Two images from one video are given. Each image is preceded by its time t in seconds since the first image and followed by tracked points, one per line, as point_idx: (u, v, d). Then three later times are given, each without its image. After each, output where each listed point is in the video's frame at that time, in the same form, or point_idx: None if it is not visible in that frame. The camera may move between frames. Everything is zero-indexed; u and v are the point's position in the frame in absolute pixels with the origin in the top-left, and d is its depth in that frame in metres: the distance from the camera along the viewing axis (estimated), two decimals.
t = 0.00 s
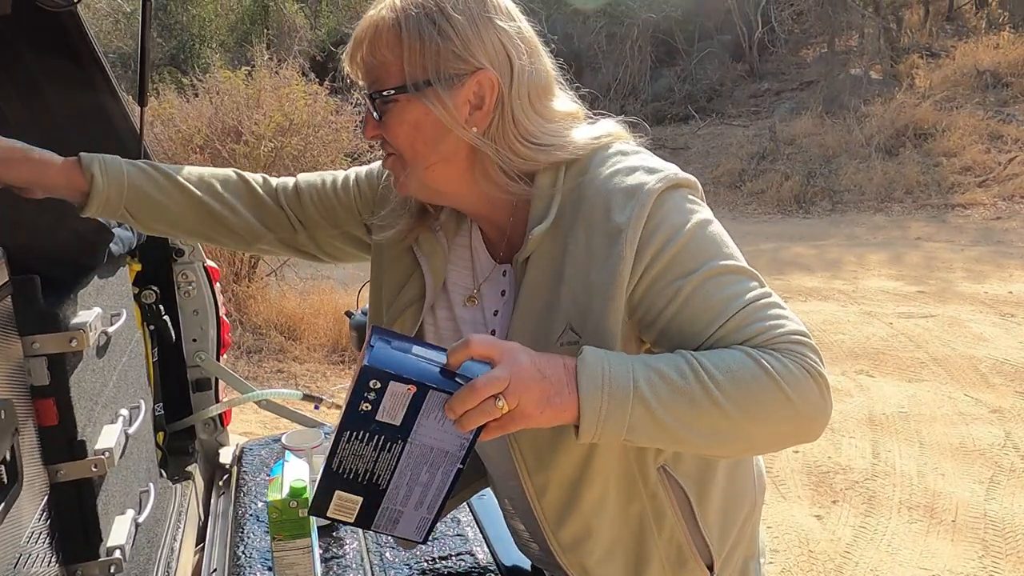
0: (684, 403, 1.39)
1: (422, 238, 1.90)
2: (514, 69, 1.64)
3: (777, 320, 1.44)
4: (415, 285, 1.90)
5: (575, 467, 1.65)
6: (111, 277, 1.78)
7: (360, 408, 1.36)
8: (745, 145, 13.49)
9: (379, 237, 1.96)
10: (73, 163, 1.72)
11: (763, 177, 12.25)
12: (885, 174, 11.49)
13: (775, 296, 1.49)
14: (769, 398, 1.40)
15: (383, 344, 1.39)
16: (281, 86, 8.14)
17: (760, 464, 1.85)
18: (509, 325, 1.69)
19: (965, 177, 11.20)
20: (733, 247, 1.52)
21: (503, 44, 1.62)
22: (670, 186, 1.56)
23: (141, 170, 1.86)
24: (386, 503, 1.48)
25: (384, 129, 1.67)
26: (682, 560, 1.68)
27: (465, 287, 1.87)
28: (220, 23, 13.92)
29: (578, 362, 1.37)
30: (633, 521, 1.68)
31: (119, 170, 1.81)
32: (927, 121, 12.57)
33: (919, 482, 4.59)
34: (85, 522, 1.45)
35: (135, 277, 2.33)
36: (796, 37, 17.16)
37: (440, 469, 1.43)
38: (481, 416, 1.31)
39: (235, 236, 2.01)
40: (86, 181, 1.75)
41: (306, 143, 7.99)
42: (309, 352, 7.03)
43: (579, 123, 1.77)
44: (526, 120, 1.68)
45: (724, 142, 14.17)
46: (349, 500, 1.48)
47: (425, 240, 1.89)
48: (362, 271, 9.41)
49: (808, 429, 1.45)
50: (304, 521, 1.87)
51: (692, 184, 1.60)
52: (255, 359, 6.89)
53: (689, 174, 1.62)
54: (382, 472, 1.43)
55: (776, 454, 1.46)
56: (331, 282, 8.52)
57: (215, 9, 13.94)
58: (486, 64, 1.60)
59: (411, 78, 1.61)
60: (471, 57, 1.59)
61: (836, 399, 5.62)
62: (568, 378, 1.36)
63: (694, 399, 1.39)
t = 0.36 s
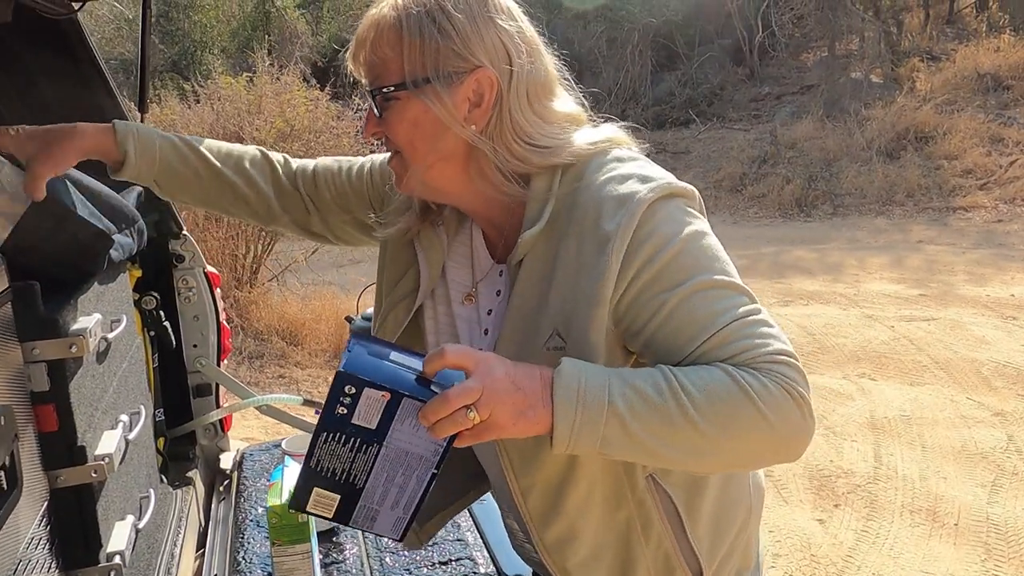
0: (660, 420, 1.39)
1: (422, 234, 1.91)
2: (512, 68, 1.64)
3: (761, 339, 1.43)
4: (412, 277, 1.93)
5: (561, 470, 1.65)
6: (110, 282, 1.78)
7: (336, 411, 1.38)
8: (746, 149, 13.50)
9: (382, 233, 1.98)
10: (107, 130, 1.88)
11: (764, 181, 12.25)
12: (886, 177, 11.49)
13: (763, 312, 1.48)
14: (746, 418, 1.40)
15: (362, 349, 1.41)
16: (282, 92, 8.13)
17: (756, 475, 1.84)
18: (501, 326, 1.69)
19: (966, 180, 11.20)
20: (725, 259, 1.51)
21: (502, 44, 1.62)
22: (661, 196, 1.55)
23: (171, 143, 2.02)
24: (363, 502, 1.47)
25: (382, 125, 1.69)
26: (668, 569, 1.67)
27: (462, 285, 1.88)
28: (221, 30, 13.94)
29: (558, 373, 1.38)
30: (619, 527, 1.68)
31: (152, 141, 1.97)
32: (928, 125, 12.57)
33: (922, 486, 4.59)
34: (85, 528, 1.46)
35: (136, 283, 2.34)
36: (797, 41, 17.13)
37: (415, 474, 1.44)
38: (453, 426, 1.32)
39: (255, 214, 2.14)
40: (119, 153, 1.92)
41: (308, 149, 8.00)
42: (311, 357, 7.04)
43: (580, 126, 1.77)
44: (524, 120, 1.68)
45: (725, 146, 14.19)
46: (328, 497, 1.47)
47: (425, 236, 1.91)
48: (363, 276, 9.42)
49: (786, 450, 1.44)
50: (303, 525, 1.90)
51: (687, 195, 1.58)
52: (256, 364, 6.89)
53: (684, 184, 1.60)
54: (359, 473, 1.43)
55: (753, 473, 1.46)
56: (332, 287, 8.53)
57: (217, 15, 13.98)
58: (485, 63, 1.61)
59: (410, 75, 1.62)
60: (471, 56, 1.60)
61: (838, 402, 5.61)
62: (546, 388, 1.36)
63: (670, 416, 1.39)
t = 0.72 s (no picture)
0: (657, 427, 1.39)
1: (431, 236, 1.93)
2: (520, 69, 1.65)
3: (761, 347, 1.44)
4: (424, 280, 1.94)
5: (560, 472, 1.66)
6: (111, 286, 1.79)
7: (333, 416, 1.39)
8: (745, 153, 13.53)
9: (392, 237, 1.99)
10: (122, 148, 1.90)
11: (764, 184, 12.26)
12: (886, 180, 11.50)
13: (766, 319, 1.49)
14: (744, 426, 1.40)
15: (358, 355, 1.44)
16: (282, 96, 8.13)
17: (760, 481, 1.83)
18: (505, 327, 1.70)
19: (967, 183, 11.20)
20: (727, 264, 1.52)
21: (512, 44, 1.63)
22: (665, 200, 1.55)
23: (182, 156, 2.03)
24: (363, 506, 1.49)
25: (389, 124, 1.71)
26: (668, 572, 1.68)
27: (468, 287, 1.89)
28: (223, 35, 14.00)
29: (555, 379, 1.38)
30: (619, 530, 1.68)
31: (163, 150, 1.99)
32: (928, 127, 12.57)
33: (921, 488, 4.59)
34: (85, 531, 1.46)
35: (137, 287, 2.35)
36: (797, 45, 17.10)
37: (413, 477, 1.45)
38: (447, 431, 1.33)
39: (266, 218, 2.16)
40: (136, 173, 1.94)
41: (307, 153, 8.01)
42: (311, 361, 7.05)
43: (589, 128, 1.77)
44: (531, 120, 1.69)
45: (725, 149, 14.21)
46: (329, 500, 1.48)
47: (436, 238, 1.92)
48: (363, 280, 9.43)
49: (784, 458, 1.45)
50: (304, 527, 1.91)
51: (691, 200, 1.59)
52: (257, 368, 6.89)
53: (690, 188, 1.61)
54: (357, 478, 1.45)
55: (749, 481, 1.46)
56: (332, 291, 8.53)
57: (217, 21, 14.02)
58: (494, 62, 1.62)
59: (420, 73, 1.64)
60: (480, 54, 1.61)
61: (838, 405, 5.61)
62: (543, 392, 1.37)
63: (667, 423, 1.39)
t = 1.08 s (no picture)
0: (675, 435, 1.39)
1: (448, 236, 1.93)
2: (542, 71, 1.65)
3: (780, 358, 1.44)
4: (441, 279, 1.94)
5: (572, 478, 1.66)
6: (111, 291, 1.79)
7: (347, 416, 1.37)
8: (745, 156, 13.56)
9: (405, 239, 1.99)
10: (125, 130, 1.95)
11: (763, 188, 12.28)
12: (885, 183, 11.52)
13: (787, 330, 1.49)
14: (762, 437, 1.40)
15: (374, 353, 1.40)
16: (281, 100, 8.13)
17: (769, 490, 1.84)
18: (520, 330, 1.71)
19: (965, 186, 11.21)
20: (749, 273, 1.52)
21: (534, 46, 1.63)
22: (687, 207, 1.55)
23: (189, 148, 2.05)
24: (371, 510, 1.50)
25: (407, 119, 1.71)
26: None
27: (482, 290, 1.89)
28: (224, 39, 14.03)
29: (576, 384, 1.38)
30: (629, 538, 1.68)
31: (169, 141, 2.01)
32: (927, 131, 12.57)
33: (921, 491, 4.59)
34: (84, 536, 1.46)
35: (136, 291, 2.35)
36: (796, 48, 17.13)
37: (425, 480, 1.45)
38: (465, 433, 1.33)
39: (273, 221, 2.15)
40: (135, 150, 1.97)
41: (307, 157, 8.01)
42: (311, 365, 7.06)
43: (607, 133, 1.77)
44: (552, 123, 1.69)
45: (724, 152, 14.23)
46: (336, 501, 1.49)
47: (452, 238, 1.92)
48: (363, 283, 9.43)
49: (800, 471, 1.45)
50: (303, 532, 1.94)
51: (713, 209, 1.59)
52: (256, 373, 6.90)
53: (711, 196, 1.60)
54: (368, 479, 1.45)
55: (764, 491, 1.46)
56: (332, 295, 8.54)
57: (217, 24, 14.04)
58: (516, 62, 1.62)
59: (441, 71, 1.63)
60: (502, 54, 1.61)
61: (838, 408, 5.61)
62: (563, 398, 1.37)
63: (684, 432, 1.39)
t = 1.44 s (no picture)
0: (687, 435, 1.40)
1: (444, 244, 1.92)
2: (536, 77, 1.66)
3: (787, 352, 1.44)
4: (440, 288, 1.92)
5: (577, 485, 1.66)
6: (109, 293, 1.81)
7: (359, 432, 1.38)
8: (744, 159, 13.58)
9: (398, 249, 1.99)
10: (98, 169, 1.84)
11: (762, 191, 12.28)
12: (883, 185, 11.53)
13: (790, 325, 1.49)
14: (773, 433, 1.40)
15: (382, 367, 1.40)
16: (280, 104, 8.19)
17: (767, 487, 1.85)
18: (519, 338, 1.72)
19: (964, 187, 11.22)
20: (749, 270, 1.53)
21: (528, 52, 1.64)
22: (686, 208, 1.56)
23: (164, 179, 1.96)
24: (383, 528, 1.54)
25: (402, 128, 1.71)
26: None
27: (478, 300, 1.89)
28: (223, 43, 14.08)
29: (586, 389, 1.38)
30: (636, 543, 1.68)
31: (141, 175, 1.91)
32: (926, 133, 12.59)
33: (920, 493, 4.59)
34: (82, 537, 1.46)
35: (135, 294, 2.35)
36: (794, 52, 17.25)
37: (439, 494, 1.47)
38: (480, 445, 1.33)
39: (257, 241, 2.08)
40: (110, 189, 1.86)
41: (306, 160, 8.03)
42: (310, 369, 7.05)
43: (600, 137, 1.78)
44: (548, 128, 1.70)
45: (723, 155, 14.24)
46: (347, 523, 1.52)
47: (448, 246, 1.91)
48: (362, 287, 9.43)
49: (812, 464, 1.45)
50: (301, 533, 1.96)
51: (711, 208, 1.60)
52: (256, 376, 6.89)
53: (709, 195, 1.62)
54: (380, 496, 1.47)
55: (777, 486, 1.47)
56: (332, 299, 8.53)
57: (217, 29, 14.06)
58: (511, 68, 1.63)
59: (437, 77, 1.64)
60: (497, 61, 1.62)
61: (838, 409, 5.61)
62: (574, 404, 1.37)
63: (697, 430, 1.40)
